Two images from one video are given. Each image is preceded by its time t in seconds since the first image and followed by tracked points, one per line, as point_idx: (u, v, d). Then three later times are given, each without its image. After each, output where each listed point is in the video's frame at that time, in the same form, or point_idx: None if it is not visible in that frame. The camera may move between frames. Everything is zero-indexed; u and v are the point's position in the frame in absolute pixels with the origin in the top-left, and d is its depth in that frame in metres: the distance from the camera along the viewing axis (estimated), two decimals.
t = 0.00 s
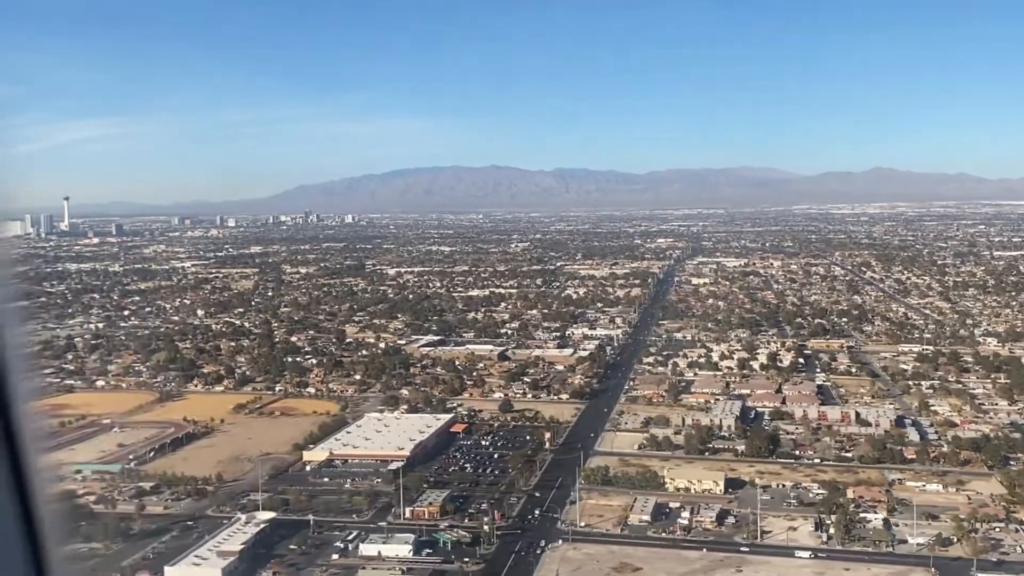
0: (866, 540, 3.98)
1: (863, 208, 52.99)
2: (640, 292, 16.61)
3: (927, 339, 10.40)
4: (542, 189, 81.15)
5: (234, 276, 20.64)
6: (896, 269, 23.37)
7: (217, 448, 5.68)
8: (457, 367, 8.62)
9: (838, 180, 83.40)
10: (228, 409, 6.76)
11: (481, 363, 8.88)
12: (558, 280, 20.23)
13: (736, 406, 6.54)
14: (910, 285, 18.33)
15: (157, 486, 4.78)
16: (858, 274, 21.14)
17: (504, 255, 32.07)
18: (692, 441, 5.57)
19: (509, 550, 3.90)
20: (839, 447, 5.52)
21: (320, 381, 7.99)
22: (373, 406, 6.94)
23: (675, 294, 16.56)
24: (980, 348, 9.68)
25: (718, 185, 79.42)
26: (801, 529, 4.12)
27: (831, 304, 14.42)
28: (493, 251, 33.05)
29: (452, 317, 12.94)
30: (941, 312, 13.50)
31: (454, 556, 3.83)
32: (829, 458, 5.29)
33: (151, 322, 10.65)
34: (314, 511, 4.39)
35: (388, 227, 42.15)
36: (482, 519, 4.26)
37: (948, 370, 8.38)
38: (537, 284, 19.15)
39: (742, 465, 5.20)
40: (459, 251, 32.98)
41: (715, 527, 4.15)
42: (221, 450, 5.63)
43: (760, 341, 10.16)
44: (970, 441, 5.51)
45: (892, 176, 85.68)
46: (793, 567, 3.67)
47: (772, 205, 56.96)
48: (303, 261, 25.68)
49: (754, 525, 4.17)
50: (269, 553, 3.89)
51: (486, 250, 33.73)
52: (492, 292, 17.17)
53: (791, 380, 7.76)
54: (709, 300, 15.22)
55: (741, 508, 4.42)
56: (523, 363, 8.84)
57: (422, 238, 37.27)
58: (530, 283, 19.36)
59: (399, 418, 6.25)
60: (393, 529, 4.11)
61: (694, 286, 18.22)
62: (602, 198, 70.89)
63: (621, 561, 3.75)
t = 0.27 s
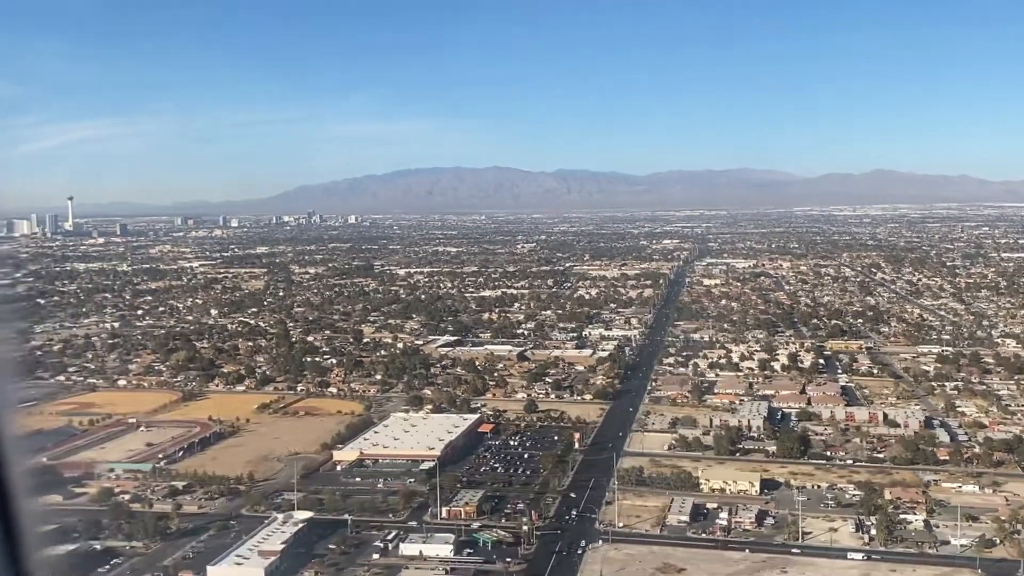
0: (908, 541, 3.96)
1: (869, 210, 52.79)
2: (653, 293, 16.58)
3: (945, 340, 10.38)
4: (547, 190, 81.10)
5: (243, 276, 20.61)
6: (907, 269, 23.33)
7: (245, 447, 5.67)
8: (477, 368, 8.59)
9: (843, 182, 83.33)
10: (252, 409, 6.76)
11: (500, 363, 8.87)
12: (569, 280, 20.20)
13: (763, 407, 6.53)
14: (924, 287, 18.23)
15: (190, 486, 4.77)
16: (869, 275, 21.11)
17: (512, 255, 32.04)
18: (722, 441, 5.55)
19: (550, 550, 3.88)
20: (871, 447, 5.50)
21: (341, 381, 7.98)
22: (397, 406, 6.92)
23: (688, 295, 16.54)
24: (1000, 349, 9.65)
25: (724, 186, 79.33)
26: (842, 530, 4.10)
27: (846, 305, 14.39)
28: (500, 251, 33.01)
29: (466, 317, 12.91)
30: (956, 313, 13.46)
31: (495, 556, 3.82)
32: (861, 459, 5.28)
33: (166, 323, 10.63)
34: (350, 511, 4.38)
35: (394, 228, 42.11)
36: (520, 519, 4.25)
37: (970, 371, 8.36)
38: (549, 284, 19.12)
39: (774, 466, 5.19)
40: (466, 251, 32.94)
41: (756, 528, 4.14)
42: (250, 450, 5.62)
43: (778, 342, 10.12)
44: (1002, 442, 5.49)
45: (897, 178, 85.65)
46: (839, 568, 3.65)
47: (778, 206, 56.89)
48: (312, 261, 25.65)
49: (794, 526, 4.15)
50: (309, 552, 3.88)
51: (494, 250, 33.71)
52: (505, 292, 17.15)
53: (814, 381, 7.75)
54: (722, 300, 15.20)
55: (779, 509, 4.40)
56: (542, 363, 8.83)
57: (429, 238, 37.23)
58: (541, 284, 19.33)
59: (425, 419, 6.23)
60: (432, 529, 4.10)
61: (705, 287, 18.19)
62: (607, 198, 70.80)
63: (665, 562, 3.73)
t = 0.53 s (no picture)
0: (950, 542, 3.93)
1: (871, 211, 52.77)
2: (663, 293, 16.54)
3: (962, 340, 10.35)
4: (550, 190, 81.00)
5: (251, 275, 20.58)
6: (916, 270, 23.29)
7: (272, 446, 5.65)
8: (496, 367, 8.57)
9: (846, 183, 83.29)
10: (274, 408, 6.73)
11: (518, 363, 8.84)
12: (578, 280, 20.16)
13: (788, 407, 6.50)
14: (935, 287, 18.18)
15: (221, 485, 4.76)
16: (879, 276, 21.07)
17: (518, 255, 31.98)
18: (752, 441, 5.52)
19: (589, 549, 3.86)
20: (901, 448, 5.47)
21: (361, 380, 7.95)
22: (420, 405, 6.90)
23: (699, 295, 16.49)
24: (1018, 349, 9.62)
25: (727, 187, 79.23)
26: (882, 531, 4.08)
27: (858, 306, 14.35)
28: (506, 251, 32.95)
29: (479, 317, 12.88)
30: (969, 313, 13.43)
31: (535, 556, 3.80)
32: (893, 459, 5.25)
33: (179, 322, 10.60)
34: (385, 510, 4.36)
35: (398, 228, 42.03)
36: (556, 518, 4.22)
37: (991, 371, 8.33)
38: (558, 284, 19.08)
39: (805, 466, 5.17)
40: (472, 251, 32.87)
41: (795, 528, 4.11)
42: (276, 448, 5.60)
43: (796, 342, 10.08)
44: None
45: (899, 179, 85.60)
46: (883, 569, 3.62)
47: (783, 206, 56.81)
48: (317, 261, 25.59)
49: (833, 526, 4.12)
50: (347, 552, 3.86)
51: (500, 250, 33.64)
52: (515, 292, 17.10)
53: (836, 381, 7.72)
54: (734, 300, 15.16)
55: (815, 509, 4.38)
56: (561, 363, 8.80)
57: (434, 238, 37.17)
58: (550, 284, 19.28)
59: (450, 418, 6.21)
60: (469, 529, 4.08)
61: (715, 287, 18.14)
62: (610, 198, 70.70)
63: (707, 562, 3.70)
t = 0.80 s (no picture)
0: (993, 542, 3.90)
1: (875, 211, 52.66)
2: (673, 292, 16.48)
3: (978, 340, 10.31)
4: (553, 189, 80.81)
5: (258, 274, 20.55)
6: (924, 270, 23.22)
7: (298, 444, 5.63)
8: (514, 366, 8.54)
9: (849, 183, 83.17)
10: (296, 407, 6.70)
11: (536, 362, 8.81)
12: (587, 280, 20.09)
13: (813, 407, 6.47)
14: (945, 287, 18.11)
15: (251, 483, 4.74)
16: (888, 276, 21.01)
17: (523, 254, 31.87)
18: (781, 441, 5.49)
19: (629, 549, 3.83)
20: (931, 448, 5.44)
21: (380, 378, 7.92)
22: (442, 404, 6.88)
23: (709, 295, 16.43)
24: None
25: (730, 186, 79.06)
26: (922, 531, 4.05)
27: (871, 306, 14.30)
28: (511, 251, 32.85)
29: (491, 316, 12.84)
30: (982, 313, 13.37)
31: (575, 555, 3.77)
32: (924, 459, 5.22)
33: (192, 321, 10.56)
34: (419, 508, 4.33)
35: (401, 227, 41.88)
36: (592, 518, 4.19)
37: (1012, 370, 8.29)
38: (567, 283, 19.01)
39: (836, 465, 5.14)
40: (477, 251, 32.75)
41: (834, 529, 4.08)
42: (303, 446, 5.58)
43: (812, 342, 10.05)
44: None
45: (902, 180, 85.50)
46: (927, 569, 3.59)
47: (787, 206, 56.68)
48: (322, 260, 25.51)
49: (872, 527, 4.09)
50: (385, 550, 3.83)
51: (505, 250, 33.53)
52: (524, 291, 17.03)
53: (858, 381, 7.69)
54: (745, 300, 15.11)
55: (852, 509, 4.35)
56: (578, 362, 8.77)
57: (437, 237, 37.04)
58: (558, 283, 19.22)
59: (475, 416, 6.19)
60: (507, 528, 4.05)
61: (725, 287, 18.08)
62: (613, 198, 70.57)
63: (750, 562, 3.68)
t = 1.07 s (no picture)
0: None
1: (878, 211, 52.62)
2: (682, 292, 16.42)
3: (994, 340, 10.27)
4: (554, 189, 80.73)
5: (263, 274, 20.46)
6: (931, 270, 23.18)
7: (322, 443, 5.60)
8: (531, 366, 8.49)
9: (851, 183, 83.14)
10: (316, 407, 6.66)
11: (553, 362, 8.76)
12: (593, 280, 20.04)
13: (838, 407, 6.44)
14: (955, 288, 18.04)
15: (281, 483, 4.71)
16: (895, 276, 20.96)
17: (527, 254, 31.81)
18: (810, 441, 5.46)
19: (667, 549, 3.81)
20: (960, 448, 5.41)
21: (397, 378, 7.88)
22: (463, 403, 6.84)
23: (718, 294, 16.37)
24: None
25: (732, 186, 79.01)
26: (960, 531, 4.02)
27: (882, 305, 14.25)
28: (515, 251, 32.78)
29: (502, 315, 12.79)
30: (994, 313, 13.33)
31: (616, 555, 3.76)
32: (955, 459, 5.20)
33: (203, 320, 10.50)
34: (453, 508, 4.31)
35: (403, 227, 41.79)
36: (628, 517, 4.17)
37: None
38: (575, 283, 18.96)
39: (868, 465, 5.11)
40: (481, 251, 32.67)
41: (872, 529, 4.06)
42: (328, 445, 5.56)
43: (828, 341, 10.00)
44: None
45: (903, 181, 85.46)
46: (971, 569, 3.57)
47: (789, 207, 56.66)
48: (326, 260, 25.46)
49: (910, 527, 4.07)
50: (424, 550, 3.81)
51: (509, 250, 33.46)
52: (532, 291, 16.97)
53: (879, 381, 7.64)
54: (755, 300, 15.06)
55: (889, 509, 4.33)
56: (594, 362, 8.72)
57: (441, 237, 36.96)
58: (565, 283, 19.17)
59: (498, 415, 6.17)
60: (543, 528, 4.03)
61: (733, 287, 18.02)
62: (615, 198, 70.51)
63: (792, 563, 3.65)
